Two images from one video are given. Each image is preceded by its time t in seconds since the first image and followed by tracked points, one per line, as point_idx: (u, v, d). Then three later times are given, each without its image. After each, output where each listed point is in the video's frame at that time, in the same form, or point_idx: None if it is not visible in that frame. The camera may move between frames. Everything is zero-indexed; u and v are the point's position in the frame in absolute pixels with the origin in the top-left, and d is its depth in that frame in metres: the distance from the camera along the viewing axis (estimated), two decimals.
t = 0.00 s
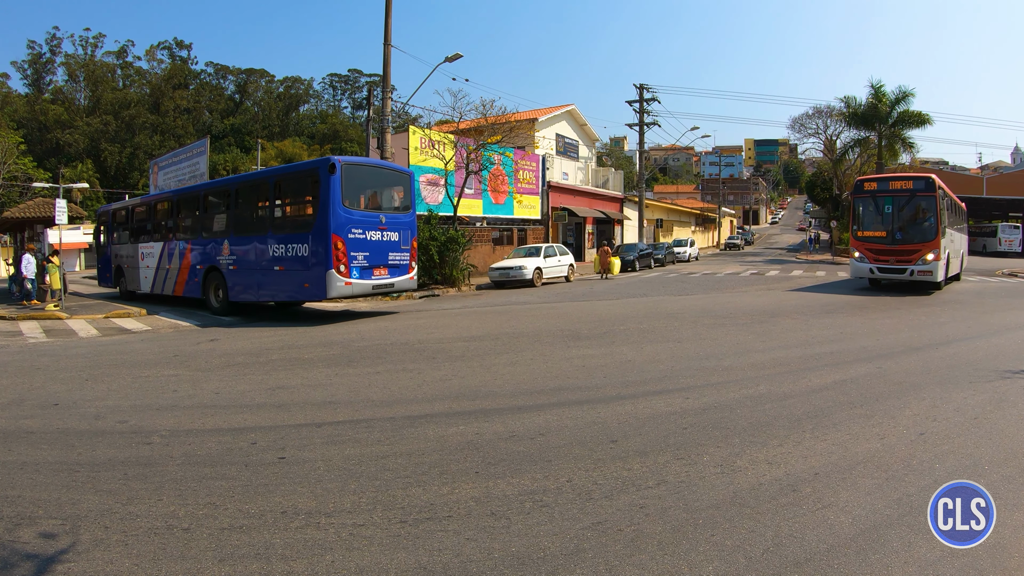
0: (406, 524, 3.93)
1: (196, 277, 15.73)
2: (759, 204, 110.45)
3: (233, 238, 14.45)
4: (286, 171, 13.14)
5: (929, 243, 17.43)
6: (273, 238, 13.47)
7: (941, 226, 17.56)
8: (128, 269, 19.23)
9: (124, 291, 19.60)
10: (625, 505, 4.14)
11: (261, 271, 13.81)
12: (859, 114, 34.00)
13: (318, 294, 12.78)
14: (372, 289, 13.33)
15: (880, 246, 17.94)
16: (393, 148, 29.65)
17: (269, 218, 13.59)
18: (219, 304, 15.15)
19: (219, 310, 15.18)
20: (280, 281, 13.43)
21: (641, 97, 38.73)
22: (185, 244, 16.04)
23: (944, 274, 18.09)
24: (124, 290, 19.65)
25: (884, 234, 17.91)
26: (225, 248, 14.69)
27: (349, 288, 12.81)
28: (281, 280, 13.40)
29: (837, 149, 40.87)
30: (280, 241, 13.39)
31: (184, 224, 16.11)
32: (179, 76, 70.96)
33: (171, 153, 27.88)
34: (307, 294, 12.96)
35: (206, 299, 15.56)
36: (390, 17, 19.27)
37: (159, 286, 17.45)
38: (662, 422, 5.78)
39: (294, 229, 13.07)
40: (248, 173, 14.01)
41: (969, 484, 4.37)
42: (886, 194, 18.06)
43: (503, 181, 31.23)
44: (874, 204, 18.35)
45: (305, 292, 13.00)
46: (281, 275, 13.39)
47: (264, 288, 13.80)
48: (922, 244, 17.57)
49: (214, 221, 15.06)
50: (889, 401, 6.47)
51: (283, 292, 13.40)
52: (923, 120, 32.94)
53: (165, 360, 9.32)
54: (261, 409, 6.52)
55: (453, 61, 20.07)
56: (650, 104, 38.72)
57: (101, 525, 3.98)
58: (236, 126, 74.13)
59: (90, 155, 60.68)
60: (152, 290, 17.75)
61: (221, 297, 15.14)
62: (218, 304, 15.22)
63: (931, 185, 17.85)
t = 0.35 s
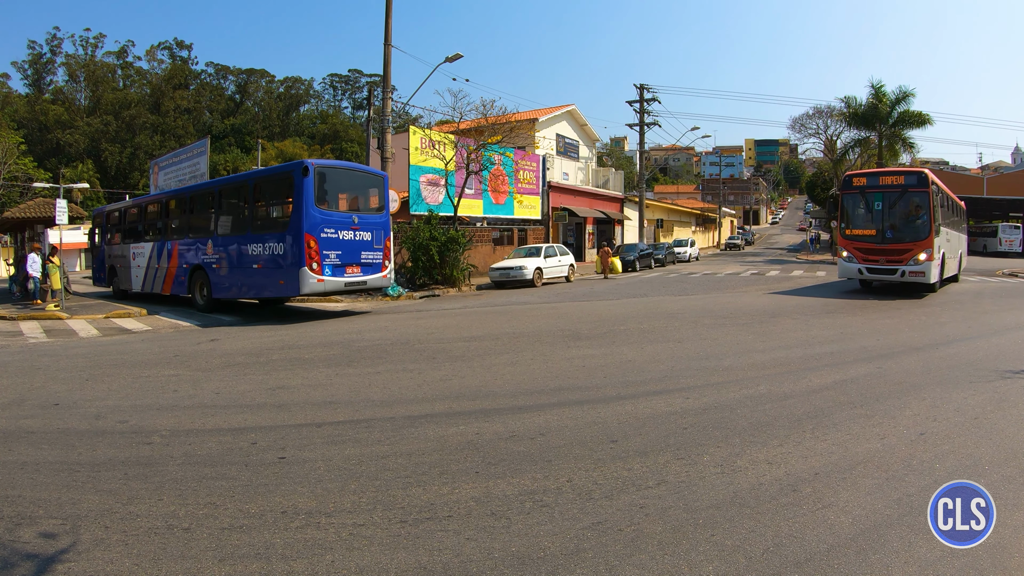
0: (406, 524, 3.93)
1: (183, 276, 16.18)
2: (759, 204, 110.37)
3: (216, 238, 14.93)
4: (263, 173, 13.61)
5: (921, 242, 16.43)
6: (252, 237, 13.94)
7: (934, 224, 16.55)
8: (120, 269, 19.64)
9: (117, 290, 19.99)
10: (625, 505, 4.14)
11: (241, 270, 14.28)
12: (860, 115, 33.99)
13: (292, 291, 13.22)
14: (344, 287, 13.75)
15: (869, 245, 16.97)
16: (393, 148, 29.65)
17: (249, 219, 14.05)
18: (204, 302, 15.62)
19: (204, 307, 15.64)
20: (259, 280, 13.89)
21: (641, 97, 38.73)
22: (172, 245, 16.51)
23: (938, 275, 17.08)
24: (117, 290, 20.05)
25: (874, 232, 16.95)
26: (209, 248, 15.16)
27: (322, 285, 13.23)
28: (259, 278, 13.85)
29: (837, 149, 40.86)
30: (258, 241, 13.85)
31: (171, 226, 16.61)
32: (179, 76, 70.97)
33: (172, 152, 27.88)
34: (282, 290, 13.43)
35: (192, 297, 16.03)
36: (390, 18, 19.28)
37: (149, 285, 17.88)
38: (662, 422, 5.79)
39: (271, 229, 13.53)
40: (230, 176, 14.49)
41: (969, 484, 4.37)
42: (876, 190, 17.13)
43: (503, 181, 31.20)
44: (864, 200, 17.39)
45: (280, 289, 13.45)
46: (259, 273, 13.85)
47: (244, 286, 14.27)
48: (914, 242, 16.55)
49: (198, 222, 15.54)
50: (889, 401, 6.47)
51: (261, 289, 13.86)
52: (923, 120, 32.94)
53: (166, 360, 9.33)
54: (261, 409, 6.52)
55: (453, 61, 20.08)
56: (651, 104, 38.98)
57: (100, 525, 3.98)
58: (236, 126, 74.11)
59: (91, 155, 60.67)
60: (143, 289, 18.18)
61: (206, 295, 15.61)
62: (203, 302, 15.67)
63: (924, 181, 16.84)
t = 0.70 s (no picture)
0: (407, 523, 3.94)
1: (171, 275, 16.55)
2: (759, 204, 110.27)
3: (201, 239, 15.37)
4: (243, 177, 14.07)
5: (912, 241, 15.35)
6: (234, 238, 14.39)
7: (926, 222, 15.48)
8: (111, 268, 19.92)
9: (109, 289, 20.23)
10: (625, 505, 4.14)
11: (224, 269, 14.71)
12: (860, 114, 33.98)
13: (269, 289, 13.68)
14: (319, 285, 14.21)
15: (857, 245, 15.91)
16: (394, 148, 29.62)
17: (231, 220, 14.49)
18: (190, 300, 16.00)
19: (190, 305, 16.03)
20: (240, 279, 14.34)
21: (641, 97, 38.76)
22: (161, 245, 16.91)
23: (931, 277, 16.01)
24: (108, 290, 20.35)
25: (862, 231, 15.88)
26: (195, 248, 15.59)
27: (298, 283, 13.68)
28: (240, 277, 14.31)
29: (837, 149, 40.84)
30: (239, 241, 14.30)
31: (159, 227, 17.03)
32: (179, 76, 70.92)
33: (172, 152, 27.86)
34: (261, 288, 13.89)
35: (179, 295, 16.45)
36: (390, 18, 19.28)
37: (139, 284, 18.21)
38: (662, 422, 5.79)
39: (250, 230, 13.98)
40: (213, 180, 14.94)
41: (969, 484, 4.38)
42: (865, 185, 16.05)
43: (503, 181, 31.15)
44: (851, 196, 16.32)
45: (259, 287, 13.91)
46: (240, 272, 14.30)
47: (227, 284, 14.72)
48: (905, 242, 15.46)
49: (184, 224, 15.98)
50: (889, 401, 6.47)
51: (242, 287, 14.32)
52: (923, 119, 32.96)
53: (166, 360, 9.33)
54: (261, 409, 6.52)
55: (454, 60, 20.07)
56: (651, 104, 39.03)
57: (101, 525, 3.98)
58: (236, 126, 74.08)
59: (91, 155, 60.65)
60: (132, 288, 18.49)
61: (192, 293, 16.01)
62: (190, 300, 16.06)
63: (915, 176, 15.79)
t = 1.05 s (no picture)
0: (407, 523, 3.95)
1: (160, 274, 16.77)
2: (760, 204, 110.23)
3: (188, 239, 15.62)
4: (226, 180, 14.35)
5: (899, 241, 14.59)
6: (218, 238, 14.65)
7: (915, 220, 14.69)
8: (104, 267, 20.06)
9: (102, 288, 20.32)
10: (626, 504, 4.14)
11: (209, 268, 14.97)
12: (861, 114, 33.97)
13: (249, 288, 13.95)
14: (298, 284, 14.46)
15: (841, 245, 15.11)
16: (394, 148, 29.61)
17: (215, 221, 14.76)
18: (179, 298, 16.24)
19: (178, 303, 16.25)
20: (222, 278, 14.61)
21: (642, 97, 38.76)
22: (150, 245, 17.14)
23: (921, 277, 15.22)
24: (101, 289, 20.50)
25: (846, 230, 15.11)
26: (183, 248, 15.83)
27: (276, 282, 13.94)
28: (223, 276, 14.58)
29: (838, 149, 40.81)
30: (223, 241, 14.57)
31: (149, 228, 17.28)
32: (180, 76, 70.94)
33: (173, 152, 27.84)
34: (241, 287, 14.16)
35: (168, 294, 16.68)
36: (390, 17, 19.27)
37: (130, 283, 18.38)
38: (663, 421, 5.80)
39: (233, 231, 14.26)
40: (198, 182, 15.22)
41: (969, 484, 4.38)
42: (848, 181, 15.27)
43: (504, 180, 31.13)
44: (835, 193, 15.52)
45: (240, 286, 14.17)
46: (223, 272, 14.58)
47: (211, 283, 14.98)
48: (891, 241, 14.68)
49: (172, 225, 16.24)
50: (889, 400, 6.47)
51: (225, 286, 14.58)
52: (924, 119, 32.97)
53: (167, 359, 9.33)
54: (261, 408, 6.53)
55: (455, 60, 20.05)
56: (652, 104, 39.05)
57: (102, 525, 3.99)
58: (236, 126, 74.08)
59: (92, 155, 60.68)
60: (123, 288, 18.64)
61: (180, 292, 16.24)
62: (178, 299, 16.29)
63: (903, 170, 14.94)
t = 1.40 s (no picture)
0: (408, 522, 3.95)
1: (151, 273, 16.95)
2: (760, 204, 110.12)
3: (176, 239, 15.84)
4: (210, 184, 14.63)
5: (882, 241, 13.74)
6: (203, 239, 14.89)
7: (900, 218, 13.81)
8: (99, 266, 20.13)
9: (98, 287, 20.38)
10: (627, 504, 4.14)
11: (195, 267, 15.18)
12: (862, 114, 33.92)
13: (230, 287, 14.20)
14: (278, 284, 14.62)
15: (820, 245, 14.32)
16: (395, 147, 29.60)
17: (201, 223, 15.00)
18: (167, 297, 16.43)
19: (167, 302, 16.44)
20: (207, 278, 14.85)
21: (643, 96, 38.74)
22: (141, 245, 17.34)
23: (909, 278, 14.34)
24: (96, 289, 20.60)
25: (826, 229, 14.33)
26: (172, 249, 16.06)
27: (257, 282, 14.16)
28: (207, 276, 14.81)
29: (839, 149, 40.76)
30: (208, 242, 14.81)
31: (140, 229, 17.50)
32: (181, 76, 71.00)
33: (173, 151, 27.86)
34: (224, 286, 14.40)
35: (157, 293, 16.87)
36: (391, 18, 19.28)
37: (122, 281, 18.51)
38: (664, 421, 5.79)
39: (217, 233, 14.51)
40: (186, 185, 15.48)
41: (969, 484, 4.37)
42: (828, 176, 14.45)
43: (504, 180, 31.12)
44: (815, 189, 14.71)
45: (223, 286, 14.41)
46: (207, 272, 14.81)
47: (197, 283, 15.22)
48: (873, 241, 13.84)
49: (162, 226, 16.47)
50: (891, 400, 6.46)
51: (210, 286, 14.82)
52: (926, 118, 32.89)
53: (168, 359, 9.33)
54: (262, 408, 6.53)
55: (456, 59, 20.03)
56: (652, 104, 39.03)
57: (104, 524, 3.99)
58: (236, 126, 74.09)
59: (93, 155, 60.72)
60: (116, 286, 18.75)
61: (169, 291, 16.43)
62: (167, 298, 16.48)
63: (886, 163, 14.05)
